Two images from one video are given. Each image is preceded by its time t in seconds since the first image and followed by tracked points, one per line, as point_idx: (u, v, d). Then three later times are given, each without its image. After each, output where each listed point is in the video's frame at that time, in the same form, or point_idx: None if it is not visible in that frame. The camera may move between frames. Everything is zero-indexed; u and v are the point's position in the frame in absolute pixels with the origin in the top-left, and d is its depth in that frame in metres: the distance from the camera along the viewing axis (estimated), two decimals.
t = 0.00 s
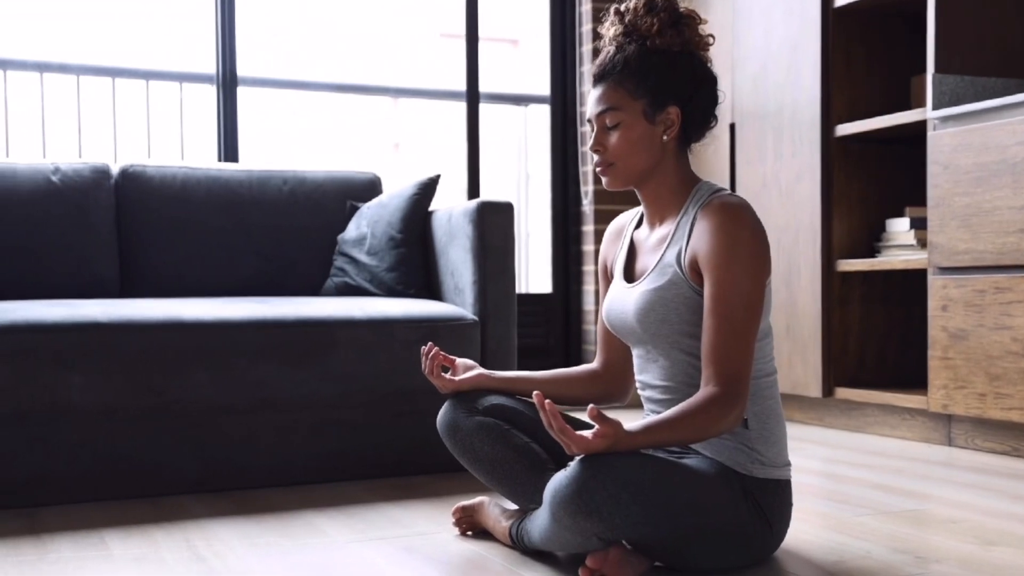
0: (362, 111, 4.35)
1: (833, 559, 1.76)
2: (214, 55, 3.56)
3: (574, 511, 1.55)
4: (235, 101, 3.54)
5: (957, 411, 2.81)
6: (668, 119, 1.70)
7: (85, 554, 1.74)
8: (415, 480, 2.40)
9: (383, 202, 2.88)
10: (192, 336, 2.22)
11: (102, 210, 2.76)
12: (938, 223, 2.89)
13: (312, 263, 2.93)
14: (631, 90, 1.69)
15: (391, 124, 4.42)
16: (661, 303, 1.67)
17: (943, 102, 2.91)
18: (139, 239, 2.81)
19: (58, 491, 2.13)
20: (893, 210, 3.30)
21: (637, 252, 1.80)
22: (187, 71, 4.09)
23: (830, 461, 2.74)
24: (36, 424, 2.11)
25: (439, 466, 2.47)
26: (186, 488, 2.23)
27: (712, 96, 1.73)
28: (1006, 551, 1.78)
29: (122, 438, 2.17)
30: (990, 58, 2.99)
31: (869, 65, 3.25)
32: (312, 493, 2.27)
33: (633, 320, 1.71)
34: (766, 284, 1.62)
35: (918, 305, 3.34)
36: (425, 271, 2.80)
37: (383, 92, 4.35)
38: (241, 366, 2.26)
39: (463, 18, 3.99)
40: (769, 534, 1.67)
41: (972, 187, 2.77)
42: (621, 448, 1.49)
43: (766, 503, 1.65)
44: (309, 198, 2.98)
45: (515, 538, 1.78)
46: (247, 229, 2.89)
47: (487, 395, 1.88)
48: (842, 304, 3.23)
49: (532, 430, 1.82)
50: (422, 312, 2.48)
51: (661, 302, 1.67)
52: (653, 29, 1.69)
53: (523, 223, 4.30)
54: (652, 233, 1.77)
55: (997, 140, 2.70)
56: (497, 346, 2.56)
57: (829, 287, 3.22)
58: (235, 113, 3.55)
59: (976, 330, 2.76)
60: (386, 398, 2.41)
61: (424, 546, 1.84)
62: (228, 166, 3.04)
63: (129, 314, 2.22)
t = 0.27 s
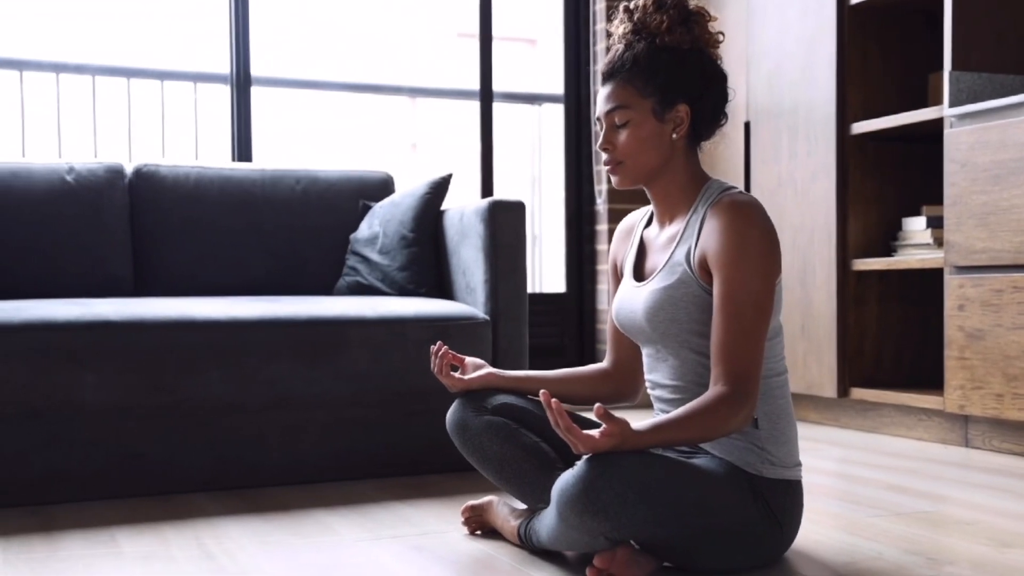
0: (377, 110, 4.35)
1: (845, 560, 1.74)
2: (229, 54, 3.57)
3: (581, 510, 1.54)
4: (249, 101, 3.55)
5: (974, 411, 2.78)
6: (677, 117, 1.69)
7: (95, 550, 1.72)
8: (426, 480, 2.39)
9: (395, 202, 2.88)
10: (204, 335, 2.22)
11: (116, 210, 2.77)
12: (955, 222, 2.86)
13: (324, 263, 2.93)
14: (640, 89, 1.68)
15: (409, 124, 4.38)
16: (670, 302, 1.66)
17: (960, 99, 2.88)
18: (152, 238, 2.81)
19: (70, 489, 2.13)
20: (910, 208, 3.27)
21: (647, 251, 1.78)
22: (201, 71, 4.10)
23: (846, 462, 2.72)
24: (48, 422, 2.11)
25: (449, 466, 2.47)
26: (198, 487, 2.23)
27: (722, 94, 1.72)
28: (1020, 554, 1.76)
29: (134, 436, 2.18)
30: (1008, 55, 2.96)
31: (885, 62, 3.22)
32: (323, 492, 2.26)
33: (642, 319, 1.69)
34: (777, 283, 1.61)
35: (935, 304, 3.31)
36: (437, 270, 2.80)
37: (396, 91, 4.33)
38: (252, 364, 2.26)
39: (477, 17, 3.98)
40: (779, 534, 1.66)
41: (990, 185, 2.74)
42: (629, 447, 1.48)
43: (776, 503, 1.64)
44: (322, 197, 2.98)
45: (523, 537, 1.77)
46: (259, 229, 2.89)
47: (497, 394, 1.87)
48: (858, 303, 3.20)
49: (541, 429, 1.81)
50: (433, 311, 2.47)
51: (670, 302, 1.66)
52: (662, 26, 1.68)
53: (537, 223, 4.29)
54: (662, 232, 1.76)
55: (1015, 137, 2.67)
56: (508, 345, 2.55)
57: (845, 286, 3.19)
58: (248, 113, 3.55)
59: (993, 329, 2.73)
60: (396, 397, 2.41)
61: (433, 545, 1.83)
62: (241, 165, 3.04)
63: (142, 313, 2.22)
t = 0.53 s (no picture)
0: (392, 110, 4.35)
1: (858, 562, 1.72)
2: (244, 54, 3.58)
3: (590, 511, 1.53)
4: (265, 101, 3.55)
5: (993, 413, 2.75)
6: (689, 116, 1.68)
7: (106, 549, 1.71)
8: (439, 480, 2.39)
9: (409, 202, 2.88)
10: (217, 334, 2.22)
11: (131, 210, 2.78)
12: (974, 221, 2.83)
13: (338, 262, 2.93)
14: (652, 87, 1.67)
15: (429, 125, 4.39)
16: (681, 302, 1.64)
17: (979, 97, 2.85)
18: (167, 238, 2.82)
19: (84, 488, 2.13)
20: (928, 208, 3.24)
21: (658, 250, 1.77)
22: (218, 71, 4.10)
23: (864, 463, 2.69)
24: (63, 421, 2.12)
25: (462, 466, 2.46)
26: (211, 486, 2.23)
27: (734, 92, 1.71)
28: None
29: (148, 436, 2.18)
30: None
31: (903, 60, 3.19)
32: (336, 491, 2.26)
33: (653, 319, 1.68)
34: (789, 281, 1.59)
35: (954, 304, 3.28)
36: (451, 270, 2.80)
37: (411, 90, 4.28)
38: (266, 364, 2.26)
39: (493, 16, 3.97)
40: (792, 534, 1.64)
41: (1009, 184, 2.71)
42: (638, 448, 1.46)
43: (788, 503, 1.62)
44: (336, 197, 2.99)
45: (534, 538, 1.76)
46: (274, 229, 2.90)
47: (507, 393, 1.86)
48: (876, 303, 3.17)
49: (552, 430, 1.80)
50: (446, 311, 2.47)
51: (681, 302, 1.64)
52: (674, 25, 1.67)
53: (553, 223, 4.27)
54: (674, 231, 1.75)
55: None
56: (521, 345, 2.55)
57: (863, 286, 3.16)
58: (264, 113, 3.56)
59: (1013, 330, 2.69)
60: (409, 397, 2.40)
61: (444, 545, 1.83)
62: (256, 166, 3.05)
63: (155, 312, 2.22)
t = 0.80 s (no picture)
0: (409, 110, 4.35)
1: (873, 565, 1.70)
2: (261, 55, 3.59)
3: (601, 512, 1.52)
4: (281, 102, 3.56)
5: (1013, 415, 2.72)
6: (702, 116, 1.66)
7: (120, 549, 1.72)
8: (452, 481, 2.39)
9: (424, 202, 2.88)
10: (232, 335, 2.23)
11: (148, 210, 2.80)
12: (993, 221, 2.80)
13: (354, 263, 2.93)
14: (665, 87, 1.66)
15: (450, 125, 4.45)
16: (693, 303, 1.63)
17: (999, 96, 2.82)
18: (183, 239, 2.83)
19: (99, 488, 2.15)
20: (948, 207, 3.21)
21: (671, 251, 1.76)
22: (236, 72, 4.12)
23: (882, 465, 2.67)
24: (79, 421, 2.13)
25: (476, 466, 2.46)
26: (226, 486, 2.24)
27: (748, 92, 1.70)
28: None
29: (163, 435, 2.19)
30: None
31: (923, 58, 3.16)
32: (350, 492, 2.26)
33: (665, 320, 1.66)
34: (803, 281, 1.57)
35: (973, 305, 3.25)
36: (466, 270, 2.79)
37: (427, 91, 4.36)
38: (281, 365, 2.27)
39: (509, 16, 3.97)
40: (805, 536, 1.62)
41: None
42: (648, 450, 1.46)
43: (801, 505, 1.61)
44: (352, 198, 2.99)
45: (546, 539, 1.76)
46: (290, 229, 2.90)
47: (520, 395, 1.85)
48: (895, 304, 3.14)
49: (564, 431, 1.79)
50: (460, 311, 2.46)
51: (694, 302, 1.63)
52: (687, 25, 1.66)
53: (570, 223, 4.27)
54: (687, 232, 1.74)
55: None
56: (536, 346, 2.54)
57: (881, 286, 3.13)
58: (280, 114, 3.57)
59: None
60: (424, 397, 2.40)
61: (456, 546, 1.82)
62: (272, 166, 3.06)
63: (171, 312, 2.23)
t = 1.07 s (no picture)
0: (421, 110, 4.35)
1: (883, 570, 1.69)
2: (274, 56, 3.60)
3: (608, 515, 1.52)
4: (294, 103, 3.57)
5: None
6: (711, 118, 1.66)
7: (129, 551, 1.73)
8: (462, 483, 2.39)
9: (435, 204, 2.88)
10: (242, 337, 2.23)
11: (160, 211, 2.81)
12: (1007, 222, 2.77)
13: (365, 264, 2.94)
14: (674, 89, 1.65)
15: (463, 124, 4.39)
16: (701, 304, 1.62)
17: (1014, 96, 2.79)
18: (195, 240, 2.84)
19: (110, 489, 2.16)
20: (962, 208, 3.19)
21: (680, 253, 1.75)
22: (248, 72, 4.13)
23: (894, 468, 2.65)
24: (90, 422, 2.14)
25: (486, 468, 2.46)
26: (237, 487, 2.25)
27: (758, 94, 1.68)
28: None
29: (174, 436, 2.20)
30: None
31: (937, 58, 3.14)
32: (360, 494, 2.26)
33: (673, 321, 1.65)
34: (812, 284, 1.55)
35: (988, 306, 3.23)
36: (477, 272, 2.80)
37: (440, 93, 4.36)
38: (291, 367, 2.27)
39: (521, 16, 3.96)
40: (815, 543, 1.61)
41: None
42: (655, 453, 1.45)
43: (811, 511, 1.60)
44: (363, 199, 3.00)
45: (554, 542, 1.76)
46: (302, 230, 2.91)
47: (529, 397, 1.85)
48: (909, 304, 3.12)
49: (573, 434, 1.79)
50: (471, 313, 2.46)
51: (702, 303, 1.61)
52: (697, 26, 1.65)
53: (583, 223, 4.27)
54: (696, 233, 1.73)
55: None
56: (547, 348, 2.54)
57: (895, 288, 3.11)
58: (292, 114, 3.58)
59: None
60: (434, 399, 2.40)
61: (465, 549, 1.82)
62: (284, 167, 3.06)
63: (182, 314, 2.24)
